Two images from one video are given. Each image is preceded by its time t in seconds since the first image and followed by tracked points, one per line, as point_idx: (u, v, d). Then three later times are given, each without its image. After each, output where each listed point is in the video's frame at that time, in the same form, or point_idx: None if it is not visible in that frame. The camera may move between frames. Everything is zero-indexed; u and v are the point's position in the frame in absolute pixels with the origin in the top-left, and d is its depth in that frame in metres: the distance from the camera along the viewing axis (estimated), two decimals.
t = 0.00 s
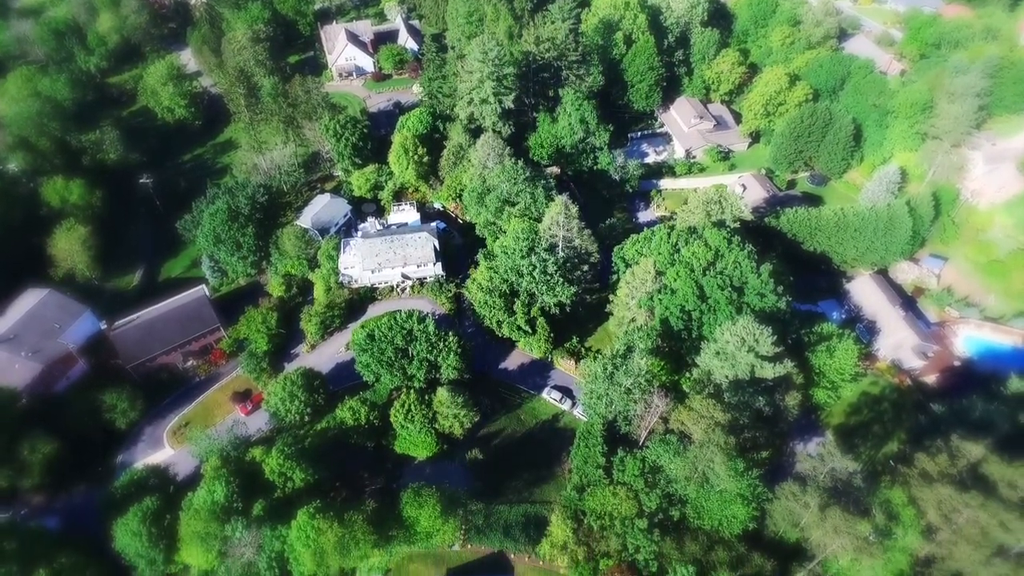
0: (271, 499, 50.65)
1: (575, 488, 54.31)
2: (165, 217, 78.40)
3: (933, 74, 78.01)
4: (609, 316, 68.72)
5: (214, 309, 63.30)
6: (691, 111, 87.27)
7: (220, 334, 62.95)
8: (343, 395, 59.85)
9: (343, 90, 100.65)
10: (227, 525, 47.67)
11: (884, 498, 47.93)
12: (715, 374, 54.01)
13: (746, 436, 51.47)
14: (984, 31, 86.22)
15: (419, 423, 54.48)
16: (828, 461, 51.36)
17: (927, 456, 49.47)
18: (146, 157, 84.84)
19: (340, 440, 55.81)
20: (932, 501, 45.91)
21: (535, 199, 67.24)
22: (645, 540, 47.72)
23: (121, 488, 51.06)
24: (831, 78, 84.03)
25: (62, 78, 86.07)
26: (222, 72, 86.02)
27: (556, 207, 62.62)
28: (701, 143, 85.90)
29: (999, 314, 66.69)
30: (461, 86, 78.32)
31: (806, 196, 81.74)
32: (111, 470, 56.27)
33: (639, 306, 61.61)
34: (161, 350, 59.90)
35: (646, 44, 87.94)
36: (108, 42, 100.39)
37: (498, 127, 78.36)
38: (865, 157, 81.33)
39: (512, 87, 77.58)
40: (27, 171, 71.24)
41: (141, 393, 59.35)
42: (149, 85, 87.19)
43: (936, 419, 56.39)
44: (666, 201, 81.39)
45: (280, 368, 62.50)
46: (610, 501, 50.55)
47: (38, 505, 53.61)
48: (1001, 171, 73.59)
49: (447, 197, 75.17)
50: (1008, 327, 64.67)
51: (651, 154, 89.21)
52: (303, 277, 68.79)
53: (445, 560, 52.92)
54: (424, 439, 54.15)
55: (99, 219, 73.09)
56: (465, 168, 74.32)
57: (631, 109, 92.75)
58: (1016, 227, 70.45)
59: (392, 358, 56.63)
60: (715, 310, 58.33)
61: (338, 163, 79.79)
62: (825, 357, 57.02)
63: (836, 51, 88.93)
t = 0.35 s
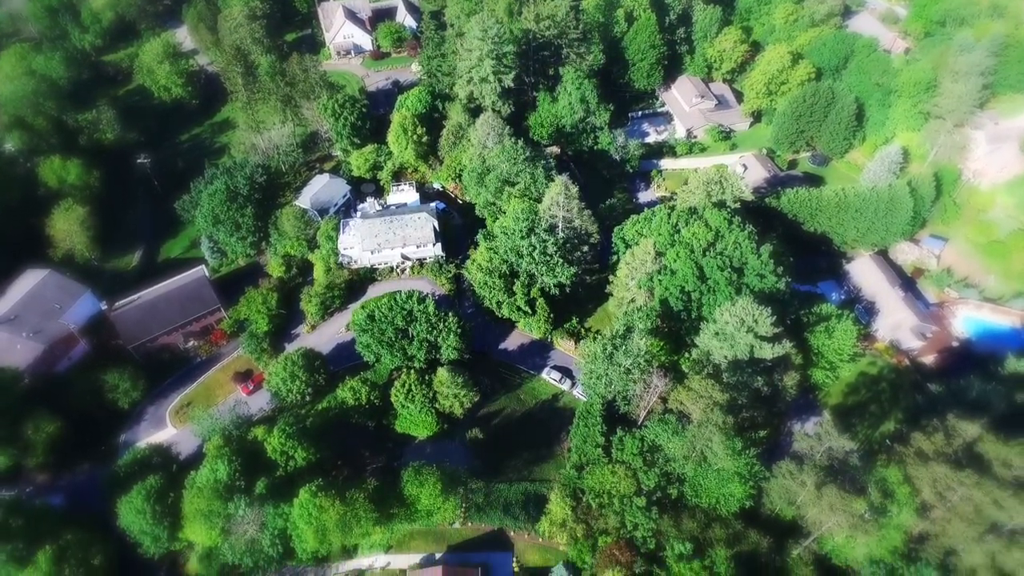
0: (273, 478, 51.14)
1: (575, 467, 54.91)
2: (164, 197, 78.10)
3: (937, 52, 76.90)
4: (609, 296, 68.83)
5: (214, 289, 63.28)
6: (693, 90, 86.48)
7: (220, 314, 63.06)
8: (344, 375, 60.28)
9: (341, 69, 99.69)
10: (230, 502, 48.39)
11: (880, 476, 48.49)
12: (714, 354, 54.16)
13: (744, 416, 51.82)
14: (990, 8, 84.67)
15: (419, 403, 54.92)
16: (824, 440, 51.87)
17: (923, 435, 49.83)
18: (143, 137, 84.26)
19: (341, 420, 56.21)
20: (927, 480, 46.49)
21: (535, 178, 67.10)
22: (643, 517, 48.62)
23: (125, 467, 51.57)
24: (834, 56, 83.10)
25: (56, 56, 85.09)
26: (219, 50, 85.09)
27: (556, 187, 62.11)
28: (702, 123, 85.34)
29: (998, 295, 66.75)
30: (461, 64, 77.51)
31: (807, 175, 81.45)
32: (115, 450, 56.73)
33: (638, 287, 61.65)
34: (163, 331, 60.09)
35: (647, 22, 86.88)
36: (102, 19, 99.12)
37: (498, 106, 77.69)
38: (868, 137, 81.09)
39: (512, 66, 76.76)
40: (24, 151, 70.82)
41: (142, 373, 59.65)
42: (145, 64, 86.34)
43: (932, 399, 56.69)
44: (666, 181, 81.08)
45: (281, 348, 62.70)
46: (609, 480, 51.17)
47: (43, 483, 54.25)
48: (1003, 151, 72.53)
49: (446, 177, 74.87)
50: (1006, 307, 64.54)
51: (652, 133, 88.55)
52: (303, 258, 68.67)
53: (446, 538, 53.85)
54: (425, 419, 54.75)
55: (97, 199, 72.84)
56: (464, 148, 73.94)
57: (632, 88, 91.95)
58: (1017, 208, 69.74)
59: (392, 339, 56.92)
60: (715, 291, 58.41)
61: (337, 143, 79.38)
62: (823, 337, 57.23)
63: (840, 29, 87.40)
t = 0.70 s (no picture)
0: (275, 459, 51.59)
1: (574, 449, 55.24)
2: (162, 179, 77.81)
3: (941, 33, 76.02)
4: (609, 279, 68.83)
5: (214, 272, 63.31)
6: (694, 71, 85.73)
7: (221, 298, 63.14)
8: (344, 358, 60.55)
9: (339, 50, 98.68)
10: (232, 483, 48.79)
11: (877, 458, 49.00)
12: (714, 337, 54.60)
13: (743, 398, 52.01)
14: None
15: (420, 385, 55.16)
16: (823, 422, 51.52)
17: (920, 417, 50.07)
18: (140, 119, 83.68)
19: (343, 402, 56.61)
20: (923, 461, 46.85)
21: (535, 160, 66.68)
22: (641, 498, 49.23)
23: (128, 448, 51.99)
24: (838, 37, 82.10)
25: (51, 36, 84.02)
26: (215, 30, 84.03)
27: (556, 169, 61.69)
28: (704, 104, 84.68)
29: (998, 278, 66.74)
30: (460, 45, 76.65)
31: (808, 158, 81.11)
32: (117, 431, 57.10)
33: (638, 270, 61.31)
34: (163, 314, 60.18)
35: (649, 1, 85.83)
36: None
37: (498, 88, 77.01)
38: (870, 119, 80.66)
39: (512, 46, 76.15)
40: (21, 132, 70.38)
41: (144, 356, 59.87)
42: (141, 44, 85.38)
43: (931, 381, 56.81)
44: (667, 163, 80.79)
45: (281, 331, 62.82)
46: (608, 462, 51.58)
47: (47, 464, 54.78)
48: (1006, 133, 71.92)
49: (446, 159, 74.63)
50: (1005, 291, 64.92)
51: (653, 116, 87.97)
52: (303, 240, 68.53)
53: (446, 518, 54.40)
54: (426, 402, 54.85)
55: (96, 181, 72.58)
56: (463, 130, 73.34)
57: (633, 70, 91.24)
58: (1019, 190, 69.85)
59: (392, 321, 57.08)
60: (715, 274, 58.65)
61: (335, 125, 78.94)
62: (822, 320, 57.26)
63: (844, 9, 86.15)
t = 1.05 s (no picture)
0: (277, 438, 51.96)
1: (574, 428, 55.71)
2: (160, 159, 77.36)
3: (947, 10, 75.06)
4: (609, 260, 68.85)
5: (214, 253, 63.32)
6: (696, 50, 84.87)
7: (220, 278, 63.18)
8: (346, 338, 60.81)
9: (336, 27, 97.37)
10: (235, 462, 49.12)
11: (874, 437, 49.59)
12: (713, 318, 54.58)
13: (741, 377, 52.28)
14: None
15: (420, 366, 55.43)
16: (820, 402, 51.99)
17: (917, 397, 50.42)
18: (137, 98, 82.87)
19: (342, 382, 56.50)
20: (919, 440, 47.30)
21: (535, 140, 66.24)
22: (640, 477, 49.90)
23: (130, 428, 52.36)
24: (841, 14, 81.27)
25: (44, 13, 82.75)
26: (210, 7, 82.69)
27: (556, 149, 61.16)
28: (706, 83, 84.24)
29: (998, 259, 66.67)
30: (459, 23, 75.80)
31: (810, 137, 80.66)
32: (120, 411, 57.45)
33: (638, 251, 61.68)
34: (164, 295, 60.25)
35: None
36: None
37: (497, 67, 76.16)
38: (873, 98, 79.78)
39: (512, 24, 75.43)
40: (16, 112, 69.73)
41: (145, 336, 60.10)
42: (136, 21, 84.14)
43: (928, 361, 57.32)
44: (668, 143, 80.32)
45: (281, 312, 62.90)
46: (607, 441, 52.02)
47: (51, 443, 55.23)
48: (1011, 112, 71.35)
49: (445, 139, 73.91)
50: (1005, 271, 64.54)
51: (654, 95, 87.10)
52: (302, 221, 68.28)
53: (447, 497, 55.02)
54: (426, 380, 55.39)
55: (93, 161, 72.16)
56: (463, 109, 72.77)
57: (634, 48, 90.18)
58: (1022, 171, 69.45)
59: (392, 302, 57.16)
60: (715, 255, 58.48)
61: (334, 104, 78.24)
62: (822, 301, 57.28)
63: None
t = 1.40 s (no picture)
0: (278, 420, 52.18)
1: (573, 410, 55.99)
2: (158, 141, 76.89)
3: None
4: (609, 243, 68.78)
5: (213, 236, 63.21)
6: (698, 30, 83.89)
7: (220, 261, 63.15)
8: (346, 321, 60.76)
9: (334, 6, 96.14)
10: (237, 443, 49.48)
11: (871, 419, 50.06)
12: (713, 301, 54.73)
13: (740, 360, 52.53)
14: None
15: (421, 348, 55.62)
16: (819, 384, 52.04)
17: (915, 379, 50.75)
18: (133, 78, 82.10)
19: (343, 364, 56.86)
20: (916, 422, 47.85)
21: (535, 122, 65.86)
22: (639, 458, 50.43)
23: (133, 410, 52.63)
24: None
25: None
26: None
27: (556, 130, 60.67)
28: (707, 64, 83.34)
29: (998, 242, 66.51)
30: (459, 3, 75.05)
31: (813, 120, 80.01)
32: (121, 393, 57.60)
33: (638, 234, 61.71)
34: (165, 277, 60.26)
35: None
36: None
37: (497, 47, 75.40)
38: (876, 79, 79.38)
39: (511, 5, 74.81)
40: (11, 93, 69.10)
41: (145, 319, 60.23)
42: None
43: (927, 344, 57.69)
44: (669, 125, 79.81)
45: (281, 295, 62.99)
46: (606, 423, 52.30)
47: (54, 425, 55.53)
48: (1015, 93, 70.71)
49: (444, 121, 73.46)
50: (1005, 254, 63.74)
51: (655, 76, 86.37)
52: (301, 203, 68.01)
53: (448, 478, 55.50)
54: (425, 363, 55.39)
55: (90, 143, 71.72)
56: (462, 91, 72.01)
57: (636, 28, 89.22)
58: None
59: (392, 285, 57.26)
60: (715, 237, 58.35)
61: (333, 86, 77.61)
62: (822, 284, 57.30)
63: None
